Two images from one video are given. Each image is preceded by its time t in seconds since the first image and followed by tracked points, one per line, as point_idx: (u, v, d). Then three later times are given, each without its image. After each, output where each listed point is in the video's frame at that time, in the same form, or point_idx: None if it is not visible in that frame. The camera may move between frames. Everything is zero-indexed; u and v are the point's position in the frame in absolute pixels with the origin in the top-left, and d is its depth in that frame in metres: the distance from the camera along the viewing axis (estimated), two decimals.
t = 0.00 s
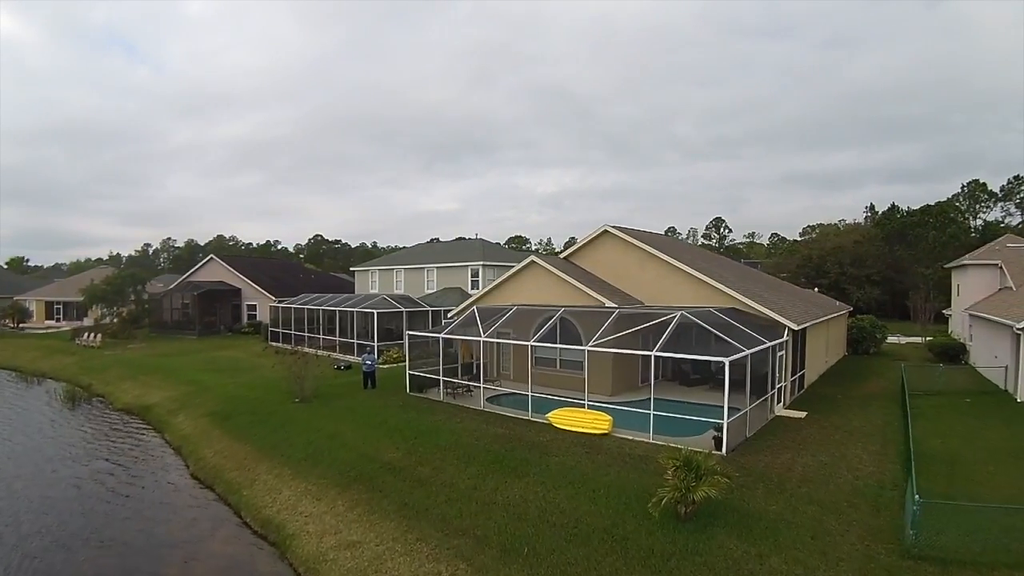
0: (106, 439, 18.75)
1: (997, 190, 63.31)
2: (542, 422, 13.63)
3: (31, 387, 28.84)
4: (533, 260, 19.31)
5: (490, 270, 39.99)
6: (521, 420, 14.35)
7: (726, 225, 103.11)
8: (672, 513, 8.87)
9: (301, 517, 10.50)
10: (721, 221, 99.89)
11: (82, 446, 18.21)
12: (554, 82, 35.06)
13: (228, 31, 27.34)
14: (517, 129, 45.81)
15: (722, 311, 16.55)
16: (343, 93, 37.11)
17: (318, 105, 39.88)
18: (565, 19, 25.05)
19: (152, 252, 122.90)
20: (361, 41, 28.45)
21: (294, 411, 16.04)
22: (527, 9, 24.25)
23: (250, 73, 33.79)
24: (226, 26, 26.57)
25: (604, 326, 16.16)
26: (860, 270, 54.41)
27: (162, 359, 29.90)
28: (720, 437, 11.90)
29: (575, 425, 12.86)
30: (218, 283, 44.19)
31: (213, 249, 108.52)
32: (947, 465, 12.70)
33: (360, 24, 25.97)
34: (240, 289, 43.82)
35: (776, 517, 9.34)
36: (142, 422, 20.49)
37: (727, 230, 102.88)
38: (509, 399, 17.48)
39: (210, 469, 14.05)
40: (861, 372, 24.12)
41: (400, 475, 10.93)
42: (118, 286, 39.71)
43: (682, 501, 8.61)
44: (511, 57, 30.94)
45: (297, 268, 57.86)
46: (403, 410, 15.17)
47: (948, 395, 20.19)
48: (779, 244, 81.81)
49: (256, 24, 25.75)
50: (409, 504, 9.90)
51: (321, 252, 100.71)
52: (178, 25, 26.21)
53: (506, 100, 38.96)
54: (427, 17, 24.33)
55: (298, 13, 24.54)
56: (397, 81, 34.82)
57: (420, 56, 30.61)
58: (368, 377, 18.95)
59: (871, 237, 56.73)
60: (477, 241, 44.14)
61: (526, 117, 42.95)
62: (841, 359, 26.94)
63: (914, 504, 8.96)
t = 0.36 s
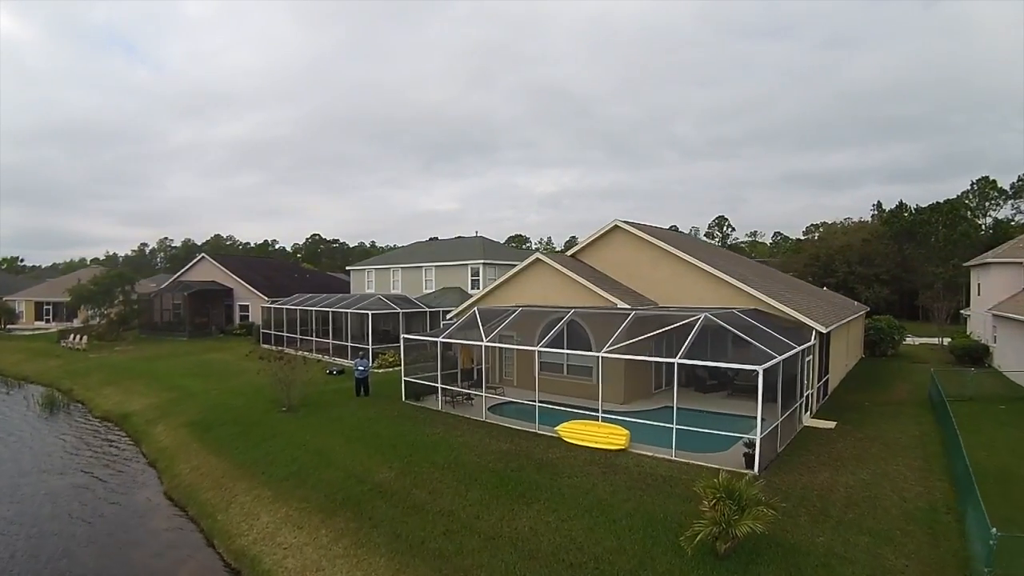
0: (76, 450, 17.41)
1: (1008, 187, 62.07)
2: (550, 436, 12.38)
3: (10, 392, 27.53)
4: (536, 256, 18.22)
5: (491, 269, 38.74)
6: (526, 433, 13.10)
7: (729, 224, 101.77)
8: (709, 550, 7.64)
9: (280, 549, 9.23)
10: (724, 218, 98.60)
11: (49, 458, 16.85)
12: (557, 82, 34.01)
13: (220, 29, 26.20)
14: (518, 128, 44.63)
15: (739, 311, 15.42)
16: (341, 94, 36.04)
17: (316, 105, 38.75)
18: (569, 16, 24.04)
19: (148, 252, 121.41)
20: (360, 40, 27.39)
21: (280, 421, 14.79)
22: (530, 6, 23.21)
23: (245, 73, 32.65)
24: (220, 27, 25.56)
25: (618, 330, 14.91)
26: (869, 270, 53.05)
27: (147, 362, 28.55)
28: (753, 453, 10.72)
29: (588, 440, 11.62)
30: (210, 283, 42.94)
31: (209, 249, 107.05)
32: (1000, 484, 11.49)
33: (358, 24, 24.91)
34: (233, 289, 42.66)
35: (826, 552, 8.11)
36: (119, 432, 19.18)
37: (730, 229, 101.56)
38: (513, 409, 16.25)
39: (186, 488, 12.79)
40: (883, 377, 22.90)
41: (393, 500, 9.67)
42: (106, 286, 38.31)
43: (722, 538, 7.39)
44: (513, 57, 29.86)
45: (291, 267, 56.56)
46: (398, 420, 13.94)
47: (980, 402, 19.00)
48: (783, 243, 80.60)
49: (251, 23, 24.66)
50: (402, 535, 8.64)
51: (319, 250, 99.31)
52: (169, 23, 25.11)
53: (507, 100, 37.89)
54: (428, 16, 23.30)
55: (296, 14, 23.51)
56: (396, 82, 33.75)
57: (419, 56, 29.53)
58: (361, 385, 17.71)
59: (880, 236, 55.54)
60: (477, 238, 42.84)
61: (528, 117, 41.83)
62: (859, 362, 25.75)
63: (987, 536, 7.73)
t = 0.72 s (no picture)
0: (44, 463, 16.11)
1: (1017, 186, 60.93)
2: (559, 452, 11.18)
3: None
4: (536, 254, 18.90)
5: (491, 268, 37.47)
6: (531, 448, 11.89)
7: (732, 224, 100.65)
8: None
9: None
10: (727, 218, 97.43)
11: (14, 472, 15.55)
12: (559, 83, 33.00)
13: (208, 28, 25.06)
14: (518, 129, 43.56)
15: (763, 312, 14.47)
16: (337, 96, 35.08)
17: (312, 107, 37.81)
18: (570, 16, 23.09)
19: (145, 252, 119.96)
20: (356, 41, 26.48)
21: (263, 436, 13.57)
22: (531, 5, 22.22)
23: (238, 73, 31.64)
24: (210, 27, 24.60)
25: (636, 335, 13.67)
26: (877, 269, 52.17)
27: (132, 366, 27.25)
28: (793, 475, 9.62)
29: (603, 459, 10.38)
30: (201, 283, 41.75)
31: (206, 249, 105.66)
32: None
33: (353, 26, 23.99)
34: (224, 290, 41.51)
35: None
36: (93, 443, 17.89)
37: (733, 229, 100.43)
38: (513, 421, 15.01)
39: (156, 511, 11.52)
40: (906, 382, 21.66)
41: (383, 532, 8.43)
42: (92, 286, 37.07)
43: None
44: (515, 58, 28.82)
45: (287, 267, 55.25)
46: (391, 433, 12.75)
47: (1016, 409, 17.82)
48: (788, 242, 79.44)
49: (241, 21, 23.66)
50: None
51: (317, 251, 97.89)
52: (158, 22, 24.18)
53: (508, 101, 36.86)
54: (426, 16, 22.41)
55: (289, 14, 22.57)
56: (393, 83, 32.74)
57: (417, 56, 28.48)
58: (353, 394, 16.55)
59: (888, 234, 54.41)
60: (477, 235, 41.52)
61: (529, 118, 40.77)
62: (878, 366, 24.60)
63: None
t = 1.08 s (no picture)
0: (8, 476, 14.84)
1: None
2: (572, 471, 10.05)
3: None
4: (545, 251, 18.24)
5: (493, 267, 36.31)
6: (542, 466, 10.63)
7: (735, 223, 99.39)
8: None
9: None
10: (730, 218, 96.28)
11: None
12: (562, 84, 31.96)
13: (192, 28, 23.92)
14: (519, 130, 42.46)
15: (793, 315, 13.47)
16: (333, 97, 34.02)
17: (308, 109, 36.80)
18: (571, 15, 22.05)
19: (141, 252, 118.57)
20: (351, 41, 25.40)
21: (245, 452, 12.38)
22: (531, 6, 21.23)
23: (231, 72, 30.59)
24: (199, 24, 23.56)
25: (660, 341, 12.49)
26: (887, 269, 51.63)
27: (116, 370, 25.98)
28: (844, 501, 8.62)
29: (623, 482, 9.24)
30: (193, 284, 40.63)
31: (203, 250, 104.36)
32: None
33: (348, 25, 22.98)
34: (215, 290, 40.38)
35: None
36: (65, 454, 16.63)
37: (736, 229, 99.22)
38: (519, 436, 13.81)
39: (123, 538, 10.31)
40: (932, 388, 20.46)
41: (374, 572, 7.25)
42: (78, 285, 35.98)
43: None
44: (516, 59, 27.69)
45: (283, 267, 53.99)
46: (385, 447, 11.63)
47: None
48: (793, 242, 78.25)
49: (231, 16, 22.57)
50: None
51: (314, 251, 96.44)
52: (144, 18, 23.12)
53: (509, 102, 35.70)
54: (425, 16, 21.42)
55: (280, 11, 21.55)
56: (390, 84, 31.67)
57: (416, 58, 27.38)
58: (344, 403, 15.71)
59: (898, 234, 53.30)
60: (477, 233, 40.35)
61: (531, 118, 39.60)
62: (900, 371, 23.44)
63: None
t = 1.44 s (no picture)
0: None
1: None
2: (589, 496, 8.90)
3: None
4: (559, 242, 19.16)
5: (494, 266, 35.10)
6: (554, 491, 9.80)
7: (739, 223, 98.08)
8: None
9: None
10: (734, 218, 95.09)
11: None
12: (562, 87, 31.16)
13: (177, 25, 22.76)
14: (519, 131, 41.61)
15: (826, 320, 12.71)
16: (330, 100, 33.25)
17: (304, 111, 36.05)
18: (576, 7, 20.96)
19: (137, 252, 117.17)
20: (344, 40, 24.20)
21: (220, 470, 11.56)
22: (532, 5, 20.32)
23: (223, 74, 29.81)
24: (188, 23, 22.82)
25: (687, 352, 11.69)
26: (896, 268, 51.48)
27: (97, 374, 24.72)
28: (909, 532, 7.61)
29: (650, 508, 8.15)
30: (183, 284, 39.47)
31: (200, 250, 102.84)
32: None
33: (343, 25, 22.29)
34: (207, 290, 39.24)
35: None
36: (32, 466, 15.34)
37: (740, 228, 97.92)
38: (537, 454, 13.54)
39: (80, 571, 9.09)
40: (960, 392, 19.29)
41: None
42: (63, 285, 34.69)
43: None
44: (518, 57, 26.48)
45: (278, 267, 52.78)
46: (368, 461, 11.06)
47: None
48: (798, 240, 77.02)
49: (225, 15, 21.88)
50: None
51: (312, 252, 95.12)
52: (132, 18, 22.39)
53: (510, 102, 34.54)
54: (423, 16, 20.75)
55: (272, 12, 20.86)
56: (386, 87, 30.81)
57: (414, 56, 26.24)
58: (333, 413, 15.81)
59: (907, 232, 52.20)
60: (477, 231, 39.18)
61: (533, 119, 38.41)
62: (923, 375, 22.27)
63: None
